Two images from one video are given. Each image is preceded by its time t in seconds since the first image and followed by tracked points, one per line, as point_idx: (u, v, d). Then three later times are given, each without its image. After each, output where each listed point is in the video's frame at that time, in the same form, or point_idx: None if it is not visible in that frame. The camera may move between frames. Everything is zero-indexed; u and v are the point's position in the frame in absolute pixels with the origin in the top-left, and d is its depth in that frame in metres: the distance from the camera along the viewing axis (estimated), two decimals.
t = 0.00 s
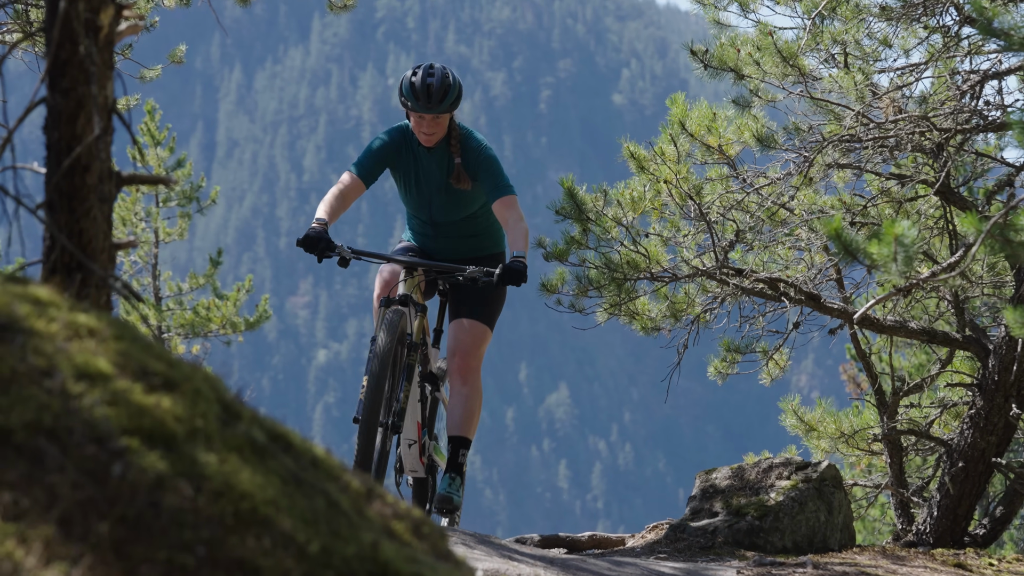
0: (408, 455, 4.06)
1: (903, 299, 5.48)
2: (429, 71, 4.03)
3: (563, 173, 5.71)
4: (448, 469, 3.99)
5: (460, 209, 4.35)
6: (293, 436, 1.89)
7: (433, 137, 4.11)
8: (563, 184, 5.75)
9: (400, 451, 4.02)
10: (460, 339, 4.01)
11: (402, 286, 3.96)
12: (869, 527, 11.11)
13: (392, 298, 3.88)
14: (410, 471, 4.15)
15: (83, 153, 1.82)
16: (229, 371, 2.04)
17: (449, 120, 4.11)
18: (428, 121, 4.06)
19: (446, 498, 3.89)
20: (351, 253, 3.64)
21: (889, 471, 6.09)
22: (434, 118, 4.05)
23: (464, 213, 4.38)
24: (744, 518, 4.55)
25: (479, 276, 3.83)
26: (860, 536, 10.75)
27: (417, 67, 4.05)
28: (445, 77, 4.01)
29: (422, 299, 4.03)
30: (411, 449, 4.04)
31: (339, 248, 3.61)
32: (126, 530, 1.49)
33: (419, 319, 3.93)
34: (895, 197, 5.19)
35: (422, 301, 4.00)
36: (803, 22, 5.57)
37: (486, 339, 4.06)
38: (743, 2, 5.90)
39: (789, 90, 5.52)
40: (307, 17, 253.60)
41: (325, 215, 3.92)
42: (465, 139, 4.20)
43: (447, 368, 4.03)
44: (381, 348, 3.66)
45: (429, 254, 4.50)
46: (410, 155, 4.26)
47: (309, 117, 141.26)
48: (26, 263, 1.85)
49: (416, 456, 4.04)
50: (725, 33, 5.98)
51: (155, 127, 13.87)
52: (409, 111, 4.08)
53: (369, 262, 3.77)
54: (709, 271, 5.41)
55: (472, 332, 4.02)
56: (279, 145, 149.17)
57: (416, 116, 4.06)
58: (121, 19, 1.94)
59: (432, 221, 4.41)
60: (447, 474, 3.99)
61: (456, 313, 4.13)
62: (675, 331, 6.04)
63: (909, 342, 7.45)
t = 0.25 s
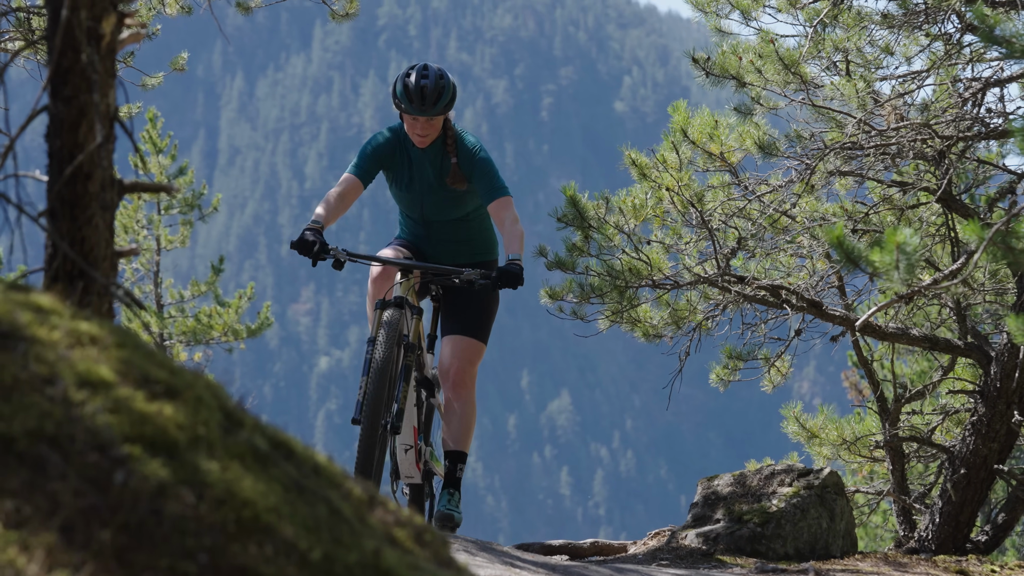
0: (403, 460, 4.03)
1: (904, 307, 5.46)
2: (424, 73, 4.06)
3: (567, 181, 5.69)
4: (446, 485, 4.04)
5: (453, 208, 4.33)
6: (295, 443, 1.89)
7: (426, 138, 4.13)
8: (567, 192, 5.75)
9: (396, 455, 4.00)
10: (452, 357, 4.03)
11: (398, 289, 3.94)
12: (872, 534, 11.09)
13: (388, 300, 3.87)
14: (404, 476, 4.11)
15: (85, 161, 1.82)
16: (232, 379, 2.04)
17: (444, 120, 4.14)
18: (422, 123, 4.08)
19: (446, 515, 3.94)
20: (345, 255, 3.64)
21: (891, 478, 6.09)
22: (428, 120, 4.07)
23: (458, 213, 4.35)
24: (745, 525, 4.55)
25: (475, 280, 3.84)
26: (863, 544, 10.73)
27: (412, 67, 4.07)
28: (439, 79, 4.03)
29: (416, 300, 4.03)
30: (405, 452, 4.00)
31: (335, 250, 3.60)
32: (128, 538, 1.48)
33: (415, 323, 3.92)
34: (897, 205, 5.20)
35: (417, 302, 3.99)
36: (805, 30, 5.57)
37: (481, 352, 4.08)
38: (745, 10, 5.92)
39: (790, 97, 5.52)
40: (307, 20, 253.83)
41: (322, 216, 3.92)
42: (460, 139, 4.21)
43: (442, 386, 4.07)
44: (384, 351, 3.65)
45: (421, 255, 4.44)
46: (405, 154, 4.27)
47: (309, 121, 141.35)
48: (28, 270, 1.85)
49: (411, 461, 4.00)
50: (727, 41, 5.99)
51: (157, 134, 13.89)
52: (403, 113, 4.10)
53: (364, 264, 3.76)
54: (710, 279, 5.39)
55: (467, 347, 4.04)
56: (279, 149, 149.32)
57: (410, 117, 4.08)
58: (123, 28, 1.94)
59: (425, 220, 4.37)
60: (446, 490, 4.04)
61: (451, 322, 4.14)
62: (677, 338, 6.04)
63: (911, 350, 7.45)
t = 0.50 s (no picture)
0: (400, 459, 3.97)
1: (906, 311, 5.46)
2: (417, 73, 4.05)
3: (568, 186, 5.78)
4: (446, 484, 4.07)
5: (449, 209, 4.32)
6: (297, 448, 1.89)
7: (421, 139, 4.12)
8: (568, 197, 5.78)
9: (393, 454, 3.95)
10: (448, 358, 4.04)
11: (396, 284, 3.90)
12: (873, 539, 11.08)
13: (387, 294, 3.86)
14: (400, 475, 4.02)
15: (87, 165, 1.83)
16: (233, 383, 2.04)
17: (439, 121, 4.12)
18: (417, 124, 4.07)
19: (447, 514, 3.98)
20: (345, 250, 3.62)
21: (892, 482, 6.09)
22: (423, 120, 4.06)
23: (453, 214, 4.34)
24: (747, 529, 4.54)
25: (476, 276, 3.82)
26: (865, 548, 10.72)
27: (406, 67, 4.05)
28: (434, 79, 4.02)
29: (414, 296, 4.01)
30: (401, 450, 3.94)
31: (335, 244, 3.58)
32: (129, 542, 1.48)
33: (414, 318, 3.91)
34: (898, 209, 5.19)
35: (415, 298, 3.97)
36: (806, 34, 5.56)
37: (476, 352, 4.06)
38: (746, 14, 5.92)
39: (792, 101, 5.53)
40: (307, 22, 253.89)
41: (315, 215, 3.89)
42: (455, 139, 4.20)
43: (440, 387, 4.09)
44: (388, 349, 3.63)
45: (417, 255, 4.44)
46: (398, 155, 4.23)
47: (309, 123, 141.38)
48: (29, 275, 1.85)
49: (408, 459, 3.95)
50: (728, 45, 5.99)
51: (159, 139, 13.88)
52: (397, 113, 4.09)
53: (364, 259, 3.76)
54: (711, 282, 5.39)
55: (461, 347, 4.03)
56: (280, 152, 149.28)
57: (404, 118, 4.07)
58: (125, 32, 1.94)
59: (420, 221, 4.36)
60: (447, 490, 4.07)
61: (445, 320, 4.12)
62: (679, 342, 6.03)
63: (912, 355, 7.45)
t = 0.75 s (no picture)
0: (399, 459, 3.97)
1: (908, 314, 5.46)
2: (412, 77, 4.02)
3: (568, 191, 5.80)
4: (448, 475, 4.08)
5: (445, 214, 4.33)
6: (298, 452, 1.89)
7: (417, 144, 4.07)
8: (568, 201, 5.81)
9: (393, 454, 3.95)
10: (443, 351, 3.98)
11: (396, 283, 3.88)
12: (875, 542, 11.08)
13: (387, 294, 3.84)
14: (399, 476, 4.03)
15: (88, 169, 1.83)
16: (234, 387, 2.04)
17: (434, 126, 4.07)
18: (412, 128, 4.02)
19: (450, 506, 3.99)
20: (346, 248, 3.61)
21: (893, 486, 6.10)
22: (419, 125, 4.01)
23: (449, 218, 4.35)
24: (749, 532, 4.54)
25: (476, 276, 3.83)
26: (867, 552, 10.71)
27: (401, 72, 4.03)
28: (429, 83, 4.00)
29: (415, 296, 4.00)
30: (401, 452, 3.95)
31: (333, 242, 3.57)
32: (130, 546, 1.47)
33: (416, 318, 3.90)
34: (899, 212, 5.20)
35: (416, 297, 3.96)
36: (807, 37, 5.57)
37: (473, 342, 4.03)
38: (747, 17, 5.92)
39: (793, 105, 5.52)
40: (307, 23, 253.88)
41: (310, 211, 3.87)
42: (450, 145, 4.16)
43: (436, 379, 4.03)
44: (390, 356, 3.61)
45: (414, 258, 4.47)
46: (392, 160, 4.18)
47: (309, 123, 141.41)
48: (30, 279, 1.85)
49: (408, 460, 3.95)
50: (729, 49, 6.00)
51: (160, 142, 13.89)
52: (392, 117, 4.04)
53: (364, 256, 3.74)
54: (713, 286, 5.38)
55: (457, 339, 3.98)
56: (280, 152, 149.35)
57: (399, 122, 4.02)
58: (126, 36, 1.94)
59: (416, 226, 4.37)
60: (448, 481, 4.07)
61: (442, 315, 4.11)
62: (680, 346, 6.03)
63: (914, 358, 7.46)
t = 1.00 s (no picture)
0: (400, 462, 3.90)
1: (908, 315, 5.46)
2: (408, 83, 3.99)
3: (567, 193, 5.79)
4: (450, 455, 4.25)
5: (442, 219, 4.34)
6: (300, 455, 1.89)
7: (412, 150, 4.06)
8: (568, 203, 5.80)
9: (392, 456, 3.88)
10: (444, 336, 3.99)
11: (396, 284, 3.88)
12: (875, 544, 11.07)
13: (387, 296, 3.84)
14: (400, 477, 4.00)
15: (88, 173, 1.83)
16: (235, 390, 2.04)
17: (428, 133, 4.06)
18: (408, 134, 4.01)
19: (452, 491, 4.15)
20: (343, 250, 3.61)
21: (895, 488, 6.10)
22: (414, 131, 4.00)
23: (446, 222, 4.37)
24: (750, 534, 4.54)
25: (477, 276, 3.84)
26: (868, 553, 10.71)
27: (398, 77, 4.00)
28: (426, 89, 3.97)
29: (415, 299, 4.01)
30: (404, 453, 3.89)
31: (331, 244, 3.57)
32: (132, 550, 1.47)
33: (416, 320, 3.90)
34: (900, 214, 5.19)
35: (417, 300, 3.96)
36: (808, 40, 5.57)
37: (471, 336, 4.00)
38: (748, 20, 5.93)
39: (794, 107, 5.51)
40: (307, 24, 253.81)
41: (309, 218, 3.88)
42: (444, 151, 4.14)
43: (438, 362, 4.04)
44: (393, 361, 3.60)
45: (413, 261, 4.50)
46: (387, 168, 4.16)
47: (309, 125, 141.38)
48: (31, 283, 1.85)
49: (408, 461, 3.88)
50: (730, 51, 6.00)
51: (160, 146, 13.88)
52: (387, 122, 4.01)
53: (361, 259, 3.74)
54: (714, 288, 5.32)
55: (458, 323, 3.99)
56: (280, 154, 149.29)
57: (395, 128, 4.00)
58: (126, 39, 1.94)
59: (414, 232, 4.38)
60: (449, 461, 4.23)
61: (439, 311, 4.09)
62: (681, 348, 6.03)
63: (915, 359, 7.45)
